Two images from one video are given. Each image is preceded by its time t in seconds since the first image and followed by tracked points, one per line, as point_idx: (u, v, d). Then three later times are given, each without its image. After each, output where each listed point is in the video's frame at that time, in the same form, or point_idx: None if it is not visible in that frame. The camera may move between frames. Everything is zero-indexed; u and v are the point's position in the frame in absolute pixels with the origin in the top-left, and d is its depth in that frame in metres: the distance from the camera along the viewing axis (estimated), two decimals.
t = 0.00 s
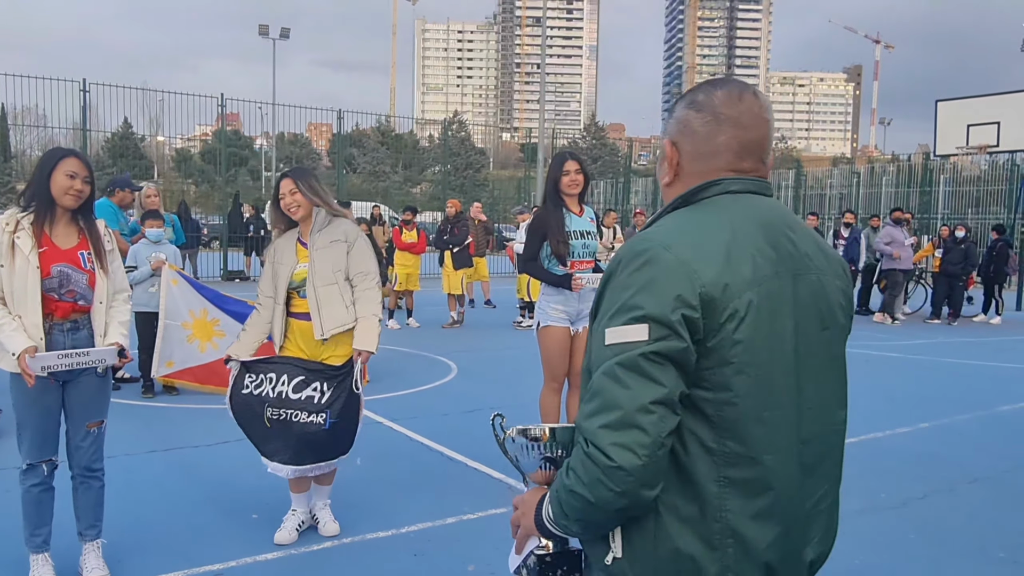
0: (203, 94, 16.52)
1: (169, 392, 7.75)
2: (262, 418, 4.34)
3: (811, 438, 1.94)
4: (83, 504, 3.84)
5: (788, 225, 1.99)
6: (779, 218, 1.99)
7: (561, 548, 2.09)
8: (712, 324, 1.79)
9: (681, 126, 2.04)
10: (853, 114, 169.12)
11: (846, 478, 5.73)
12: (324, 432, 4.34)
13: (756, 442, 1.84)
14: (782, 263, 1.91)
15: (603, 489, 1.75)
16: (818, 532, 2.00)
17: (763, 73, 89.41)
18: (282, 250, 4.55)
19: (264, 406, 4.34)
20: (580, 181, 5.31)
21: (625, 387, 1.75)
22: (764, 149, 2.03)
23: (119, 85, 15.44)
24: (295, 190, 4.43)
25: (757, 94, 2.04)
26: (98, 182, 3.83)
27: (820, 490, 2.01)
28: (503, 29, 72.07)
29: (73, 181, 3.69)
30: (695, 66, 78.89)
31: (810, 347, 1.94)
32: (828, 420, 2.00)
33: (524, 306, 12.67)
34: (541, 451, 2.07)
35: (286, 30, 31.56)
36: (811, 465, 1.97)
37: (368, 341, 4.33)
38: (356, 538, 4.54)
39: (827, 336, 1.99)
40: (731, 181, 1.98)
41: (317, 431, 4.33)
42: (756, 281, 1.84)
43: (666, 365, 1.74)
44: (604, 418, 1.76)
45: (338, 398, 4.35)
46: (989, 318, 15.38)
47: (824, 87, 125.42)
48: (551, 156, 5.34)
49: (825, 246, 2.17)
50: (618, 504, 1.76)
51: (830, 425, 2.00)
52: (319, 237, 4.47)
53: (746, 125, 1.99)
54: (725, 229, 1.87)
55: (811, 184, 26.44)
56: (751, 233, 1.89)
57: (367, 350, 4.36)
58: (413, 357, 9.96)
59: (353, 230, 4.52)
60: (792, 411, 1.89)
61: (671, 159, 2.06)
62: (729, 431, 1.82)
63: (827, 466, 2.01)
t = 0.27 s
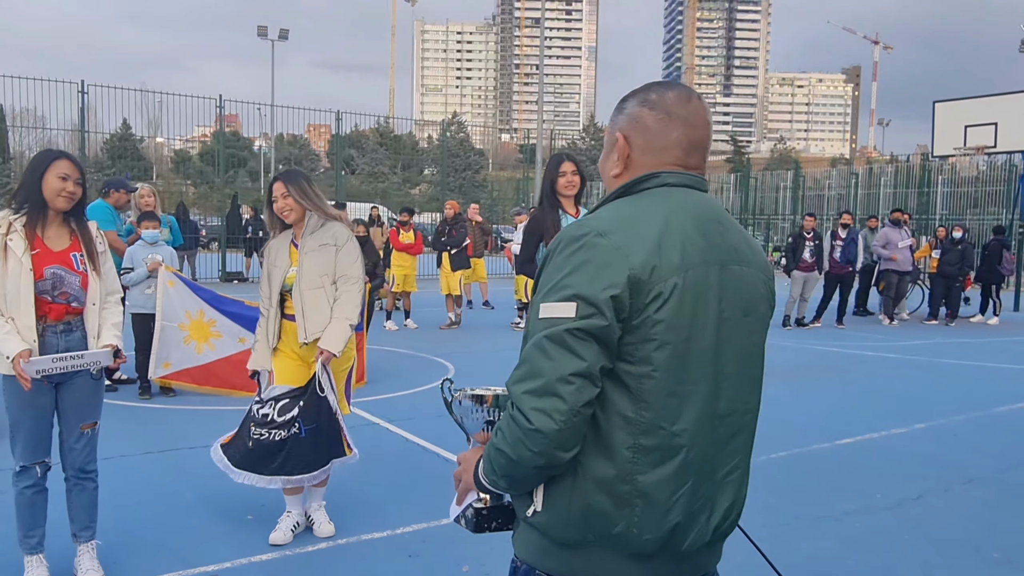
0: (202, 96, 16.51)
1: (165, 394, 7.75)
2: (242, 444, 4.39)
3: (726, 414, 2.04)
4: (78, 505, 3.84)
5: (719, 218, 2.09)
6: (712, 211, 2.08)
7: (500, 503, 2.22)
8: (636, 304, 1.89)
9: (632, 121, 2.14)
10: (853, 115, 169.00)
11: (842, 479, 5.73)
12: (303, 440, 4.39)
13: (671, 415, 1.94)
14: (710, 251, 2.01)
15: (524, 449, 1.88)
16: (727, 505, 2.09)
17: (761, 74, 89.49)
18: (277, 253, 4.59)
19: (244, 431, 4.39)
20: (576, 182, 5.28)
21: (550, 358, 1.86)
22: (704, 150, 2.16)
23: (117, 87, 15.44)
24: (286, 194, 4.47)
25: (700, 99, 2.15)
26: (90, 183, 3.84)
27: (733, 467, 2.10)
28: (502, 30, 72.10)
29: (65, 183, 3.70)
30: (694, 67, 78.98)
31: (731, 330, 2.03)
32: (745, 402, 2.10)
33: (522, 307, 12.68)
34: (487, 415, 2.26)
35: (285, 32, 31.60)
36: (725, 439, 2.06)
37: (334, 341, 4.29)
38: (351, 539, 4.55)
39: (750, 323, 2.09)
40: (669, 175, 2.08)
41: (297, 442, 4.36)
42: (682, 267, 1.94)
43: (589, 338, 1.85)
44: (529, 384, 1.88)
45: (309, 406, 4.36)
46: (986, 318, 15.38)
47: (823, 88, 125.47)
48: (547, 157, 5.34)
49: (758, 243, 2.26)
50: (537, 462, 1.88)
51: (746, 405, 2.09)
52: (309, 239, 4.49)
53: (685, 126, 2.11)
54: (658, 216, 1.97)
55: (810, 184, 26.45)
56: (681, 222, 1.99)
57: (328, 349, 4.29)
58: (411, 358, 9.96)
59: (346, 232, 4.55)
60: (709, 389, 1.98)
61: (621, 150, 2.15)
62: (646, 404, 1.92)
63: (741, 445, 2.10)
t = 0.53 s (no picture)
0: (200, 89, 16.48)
1: (163, 387, 7.76)
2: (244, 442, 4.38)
3: (659, 395, 2.04)
4: (72, 499, 3.85)
5: (650, 207, 2.10)
6: (644, 200, 2.09)
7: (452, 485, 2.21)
8: (563, 291, 1.91)
9: (564, 118, 2.15)
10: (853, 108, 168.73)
11: (836, 472, 5.75)
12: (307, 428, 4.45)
13: (600, 396, 1.95)
14: (641, 239, 2.02)
15: (461, 431, 1.91)
16: (665, 487, 2.08)
17: (761, 67, 89.31)
18: (271, 246, 4.48)
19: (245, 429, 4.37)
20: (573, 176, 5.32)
21: (482, 344, 1.89)
22: (636, 143, 2.17)
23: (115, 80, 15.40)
24: (290, 187, 4.43)
25: (630, 94, 2.17)
26: (80, 177, 3.83)
27: (671, 448, 2.10)
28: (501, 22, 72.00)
29: (55, 177, 3.70)
30: (693, 60, 78.83)
31: (663, 313, 2.03)
32: (680, 384, 2.10)
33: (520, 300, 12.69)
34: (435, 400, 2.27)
35: (284, 24, 31.51)
36: (663, 420, 2.06)
37: (352, 331, 4.42)
38: (346, 532, 4.56)
39: (684, 307, 2.09)
40: (599, 168, 2.10)
41: (303, 431, 4.42)
42: (610, 254, 1.95)
43: (518, 324, 1.87)
44: (463, 370, 1.91)
45: (312, 394, 4.41)
46: (984, 311, 15.40)
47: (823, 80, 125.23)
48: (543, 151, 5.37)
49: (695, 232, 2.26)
50: (473, 445, 1.91)
51: (681, 388, 2.09)
52: (310, 233, 4.48)
53: (614, 120, 2.13)
54: (586, 206, 1.99)
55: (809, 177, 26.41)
56: (610, 210, 2.01)
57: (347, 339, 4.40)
58: (408, 351, 9.97)
59: (339, 226, 4.56)
60: (641, 371, 1.99)
61: (556, 145, 2.15)
62: (577, 386, 1.93)
63: (677, 427, 2.10)
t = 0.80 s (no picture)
0: (199, 67, 16.36)
1: (161, 367, 7.79)
2: (266, 409, 4.40)
3: (558, 378, 2.07)
4: (69, 480, 3.88)
5: (547, 190, 2.11)
6: (539, 184, 2.11)
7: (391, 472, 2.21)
8: (446, 282, 1.98)
9: (461, 108, 2.19)
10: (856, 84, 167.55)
11: (832, 450, 5.77)
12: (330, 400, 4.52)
13: (490, 382, 2.01)
14: (531, 225, 2.05)
15: (357, 418, 2.02)
16: (573, 467, 2.11)
17: (764, 43, 88.59)
18: (268, 224, 4.42)
19: (267, 397, 4.40)
20: (572, 155, 5.29)
21: (371, 335, 1.99)
22: (533, 126, 2.18)
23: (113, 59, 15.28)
24: (290, 166, 4.41)
25: (521, 77, 2.18)
26: (70, 157, 3.81)
27: (579, 428, 2.13)
28: None
29: (44, 158, 3.67)
30: (696, 36, 78.18)
31: (557, 297, 2.07)
32: (583, 366, 2.11)
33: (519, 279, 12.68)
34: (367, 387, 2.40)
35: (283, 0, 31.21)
36: (565, 403, 2.09)
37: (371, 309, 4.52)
38: (343, 511, 4.59)
39: (585, 288, 2.11)
40: (494, 154, 2.12)
41: (327, 403, 4.49)
42: (494, 243, 2.00)
43: (401, 316, 1.95)
44: (356, 359, 2.01)
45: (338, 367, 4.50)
46: (984, 289, 15.38)
47: (826, 56, 124.21)
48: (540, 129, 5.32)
49: (608, 211, 2.26)
50: (370, 432, 2.02)
51: (585, 371, 2.11)
52: (310, 213, 4.48)
53: (506, 106, 2.14)
54: (472, 196, 2.04)
55: (811, 154, 26.27)
56: (497, 199, 2.04)
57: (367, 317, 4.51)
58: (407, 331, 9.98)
59: (337, 206, 4.55)
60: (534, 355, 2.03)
61: (456, 138, 2.21)
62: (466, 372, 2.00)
63: (584, 407, 2.13)
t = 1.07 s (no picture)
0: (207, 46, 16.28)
1: (170, 348, 7.83)
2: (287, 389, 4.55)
3: (441, 348, 1.93)
4: (76, 460, 3.91)
5: (433, 157, 1.98)
6: (423, 150, 1.98)
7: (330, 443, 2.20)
8: (313, 252, 1.93)
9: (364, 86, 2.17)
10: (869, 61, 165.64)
11: (838, 430, 5.76)
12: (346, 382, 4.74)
13: (361, 353, 1.93)
14: (408, 193, 1.94)
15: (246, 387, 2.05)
16: (463, 442, 1.95)
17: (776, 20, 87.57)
18: (270, 202, 4.44)
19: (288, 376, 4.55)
20: (577, 135, 5.25)
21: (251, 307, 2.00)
22: (427, 96, 2.08)
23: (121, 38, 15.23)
24: (290, 143, 4.45)
25: (411, 49, 2.10)
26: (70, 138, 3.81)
27: (474, 404, 1.96)
28: None
29: (45, 138, 3.67)
30: (707, 12, 77.32)
31: (435, 264, 1.93)
32: (474, 338, 1.95)
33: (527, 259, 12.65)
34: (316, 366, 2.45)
35: None
36: (451, 377, 1.94)
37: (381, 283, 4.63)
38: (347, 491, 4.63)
39: (472, 255, 1.95)
40: (381, 126, 2.05)
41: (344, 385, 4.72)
42: (363, 212, 1.92)
43: (271, 285, 1.94)
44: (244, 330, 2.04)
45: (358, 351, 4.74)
46: (995, 268, 15.26)
47: (838, 32, 122.70)
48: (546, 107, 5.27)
49: (523, 174, 2.05)
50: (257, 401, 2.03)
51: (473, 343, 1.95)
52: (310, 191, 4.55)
53: (393, 80, 2.08)
54: (350, 167, 1.98)
55: (822, 131, 26.02)
56: (374, 168, 1.96)
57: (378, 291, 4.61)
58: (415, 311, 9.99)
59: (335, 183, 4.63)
60: (410, 326, 1.91)
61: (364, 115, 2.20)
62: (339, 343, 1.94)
63: (476, 380, 1.95)
